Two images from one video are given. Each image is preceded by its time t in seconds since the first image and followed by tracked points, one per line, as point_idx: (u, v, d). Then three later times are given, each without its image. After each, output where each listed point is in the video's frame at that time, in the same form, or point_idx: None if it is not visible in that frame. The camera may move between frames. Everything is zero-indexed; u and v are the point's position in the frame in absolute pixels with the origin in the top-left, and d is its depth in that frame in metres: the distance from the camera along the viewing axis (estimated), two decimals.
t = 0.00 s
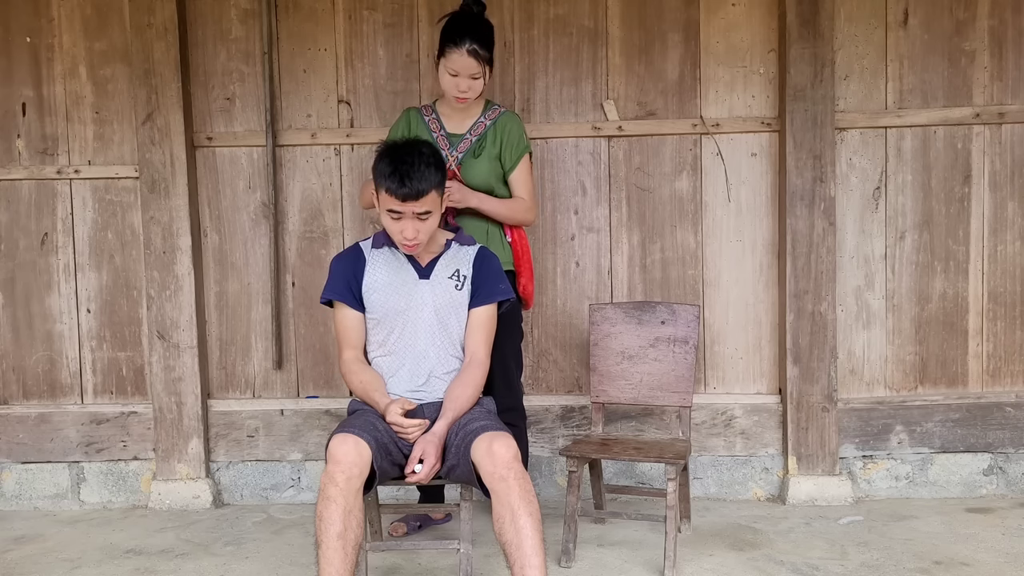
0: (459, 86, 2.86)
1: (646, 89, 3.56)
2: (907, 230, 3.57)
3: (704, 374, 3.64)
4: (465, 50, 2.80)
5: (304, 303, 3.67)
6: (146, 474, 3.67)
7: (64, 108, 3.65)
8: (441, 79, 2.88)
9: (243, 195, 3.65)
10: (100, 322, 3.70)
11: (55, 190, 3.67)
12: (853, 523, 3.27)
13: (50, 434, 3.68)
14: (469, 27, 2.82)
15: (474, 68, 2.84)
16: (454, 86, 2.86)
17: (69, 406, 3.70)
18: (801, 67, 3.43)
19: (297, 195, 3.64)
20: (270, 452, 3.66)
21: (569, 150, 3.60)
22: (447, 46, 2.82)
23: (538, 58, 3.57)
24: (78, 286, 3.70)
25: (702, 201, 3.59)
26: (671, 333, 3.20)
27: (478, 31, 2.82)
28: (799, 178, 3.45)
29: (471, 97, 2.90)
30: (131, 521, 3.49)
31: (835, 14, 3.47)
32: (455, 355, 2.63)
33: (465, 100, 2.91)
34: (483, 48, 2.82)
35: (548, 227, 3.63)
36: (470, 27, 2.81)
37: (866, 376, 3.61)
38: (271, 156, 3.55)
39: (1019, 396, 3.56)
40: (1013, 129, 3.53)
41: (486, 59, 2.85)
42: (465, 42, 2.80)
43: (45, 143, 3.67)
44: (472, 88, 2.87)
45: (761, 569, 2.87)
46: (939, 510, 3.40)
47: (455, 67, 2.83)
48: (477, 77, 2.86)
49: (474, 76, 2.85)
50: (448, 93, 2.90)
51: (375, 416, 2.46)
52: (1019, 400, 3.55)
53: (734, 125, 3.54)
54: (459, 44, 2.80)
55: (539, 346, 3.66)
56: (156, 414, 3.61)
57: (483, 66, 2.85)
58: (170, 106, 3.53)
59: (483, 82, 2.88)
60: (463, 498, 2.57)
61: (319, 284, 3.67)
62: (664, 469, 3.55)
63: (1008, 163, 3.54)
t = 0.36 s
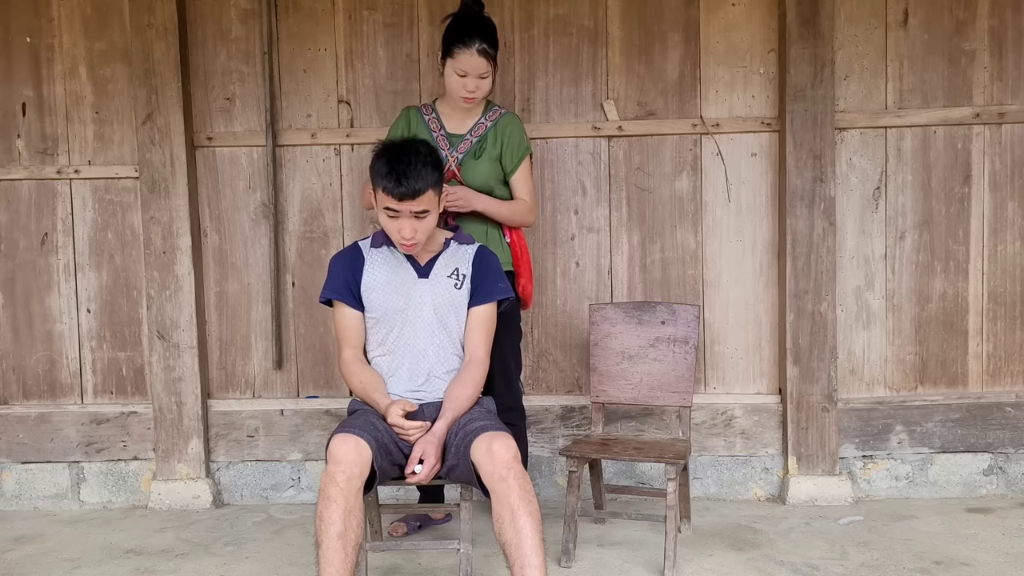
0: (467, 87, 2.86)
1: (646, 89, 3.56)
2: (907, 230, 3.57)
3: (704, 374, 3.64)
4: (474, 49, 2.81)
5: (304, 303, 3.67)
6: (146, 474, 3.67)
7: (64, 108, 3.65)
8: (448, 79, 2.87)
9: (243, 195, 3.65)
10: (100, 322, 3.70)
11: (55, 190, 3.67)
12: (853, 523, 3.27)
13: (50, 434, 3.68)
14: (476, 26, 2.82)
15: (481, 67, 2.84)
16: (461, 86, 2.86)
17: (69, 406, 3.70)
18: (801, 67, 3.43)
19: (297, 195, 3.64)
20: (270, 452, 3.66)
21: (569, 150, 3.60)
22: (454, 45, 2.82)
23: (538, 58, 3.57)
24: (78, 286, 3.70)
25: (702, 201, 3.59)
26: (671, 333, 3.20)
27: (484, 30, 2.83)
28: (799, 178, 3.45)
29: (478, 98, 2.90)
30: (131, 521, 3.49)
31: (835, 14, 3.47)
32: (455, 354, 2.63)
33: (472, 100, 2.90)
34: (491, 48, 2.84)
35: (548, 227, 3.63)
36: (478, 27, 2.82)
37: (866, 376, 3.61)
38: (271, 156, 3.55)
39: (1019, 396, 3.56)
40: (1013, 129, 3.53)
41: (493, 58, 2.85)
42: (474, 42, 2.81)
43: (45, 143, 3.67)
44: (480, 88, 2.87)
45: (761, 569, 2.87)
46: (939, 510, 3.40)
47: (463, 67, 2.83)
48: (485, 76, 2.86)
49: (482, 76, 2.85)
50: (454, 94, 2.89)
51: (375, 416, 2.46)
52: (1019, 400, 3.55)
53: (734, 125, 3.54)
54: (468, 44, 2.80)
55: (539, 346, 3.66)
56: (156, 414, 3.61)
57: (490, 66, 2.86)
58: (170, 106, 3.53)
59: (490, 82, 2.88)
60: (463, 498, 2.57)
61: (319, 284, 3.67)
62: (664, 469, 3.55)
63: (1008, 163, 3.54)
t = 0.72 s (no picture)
0: (464, 84, 2.86)
1: (646, 89, 3.56)
2: (907, 230, 3.57)
3: (704, 374, 3.64)
4: (472, 47, 2.81)
5: (304, 303, 3.67)
6: (146, 474, 3.67)
7: (65, 108, 3.65)
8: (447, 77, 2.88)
9: (243, 195, 3.65)
10: (100, 322, 3.70)
11: (55, 190, 3.67)
12: (853, 523, 3.27)
13: (50, 434, 3.68)
14: (478, 25, 2.82)
15: (481, 66, 2.83)
16: (459, 83, 2.86)
17: (69, 406, 3.70)
18: (801, 67, 3.43)
19: (297, 195, 3.64)
20: (270, 452, 3.66)
21: (569, 150, 3.60)
22: (454, 43, 2.82)
23: (538, 58, 3.57)
24: (78, 286, 3.70)
25: (702, 201, 3.59)
26: (671, 333, 3.20)
27: (485, 28, 2.82)
28: (799, 178, 3.45)
29: (476, 96, 2.89)
30: (131, 521, 3.49)
31: (835, 14, 3.47)
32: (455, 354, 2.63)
33: (469, 98, 2.90)
34: (490, 47, 2.83)
35: (548, 227, 3.63)
36: (478, 25, 2.82)
37: (866, 376, 3.61)
38: (271, 156, 3.55)
39: (1019, 396, 3.56)
40: (1013, 129, 3.53)
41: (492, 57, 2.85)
42: (473, 39, 2.80)
43: (45, 143, 3.67)
44: (477, 87, 2.87)
45: (761, 569, 2.87)
46: (939, 510, 3.40)
47: (462, 65, 2.83)
48: (483, 75, 2.85)
49: (480, 74, 2.84)
50: (452, 91, 2.89)
51: (375, 416, 2.46)
52: (1019, 400, 3.55)
53: (734, 125, 3.54)
54: (467, 41, 2.80)
55: (539, 346, 3.66)
56: (156, 414, 3.61)
57: (489, 65, 2.85)
58: (170, 106, 3.53)
59: (488, 81, 2.88)
60: (463, 498, 2.57)
61: (318, 284, 3.67)
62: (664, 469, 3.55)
63: (1008, 163, 3.54)
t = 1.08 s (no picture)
0: (497, 94, 2.84)
1: (646, 89, 3.56)
2: (907, 230, 3.57)
3: (704, 374, 3.64)
4: (510, 57, 2.79)
5: (304, 303, 3.67)
6: (146, 474, 3.67)
7: (64, 108, 3.65)
8: (478, 86, 2.85)
9: (243, 195, 3.65)
10: (100, 322, 3.70)
11: (55, 190, 3.67)
12: (853, 523, 3.27)
13: (50, 434, 3.68)
14: (513, 35, 2.80)
15: (515, 75, 2.81)
16: (492, 92, 2.83)
17: (69, 406, 3.70)
18: (801, 67, 3.43)
19: (297, 195, 3.64)
20: (270, 452, 3.66)
21: (569, 150, 3.60)
22: (489, 51, 2.79)
23: (538, 58, 3.57)
24: (78, 286, 3.70)
25: (702, 201, 3.59)
26: (671, 333, 3.20)
27: (515, 35, 2.80)
28: (799, 178, 3.45)
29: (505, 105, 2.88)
30: (131, 520, 3.49)
31: (835, 14, 3.47)
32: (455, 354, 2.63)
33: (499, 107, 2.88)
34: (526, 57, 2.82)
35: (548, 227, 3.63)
36: (514, 35, 2.79)
37: (866, 376, 3.61)
38: (271, 156, 3.55)
39: (1019, 396, 3.56)
40: (1013, 129, 3.53)
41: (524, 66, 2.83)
42: (512, 50, 2.78)
43: (45, 143, 3.67)
44: (509, 97, 2.85)
45: (761, 569, 2.87)
46: (939, 510, 3.40)
47: (496, 75, 2.80)
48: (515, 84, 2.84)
49: (513, 85, 2.83)
50: (483, 99, 2.86)
51: (375, 416, 2.46)
52: (1019, 400, 3.55)
53: (734, 125, 3.54)
54: (506, 51, 2.77)
55: (539, 346, 3.66)
56: (156, 414, 3.61)
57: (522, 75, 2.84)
58: (170, 106, 3.53)
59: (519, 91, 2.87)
60: (463, 498, 2.57)
61: (319, 284, 3.67)
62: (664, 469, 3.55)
63: (1008, 163, 3.54)
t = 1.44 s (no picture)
0: (537, 162, 2.72)
1: (646, 89, 3.56)
2: (907, 230, 3.57)
3: (704, 374, 3.64)
4: (556, 126, 2.68)
5: (304, 304, 3.67)
6: (146, 474, 3.67)
7: (65, 108, 3.65)
8: (519, 152, 2.72)
9: (243, 195, 3.65)
10: (100, 323, 3.70)
11: (55, 190, 3.67)
12: (853, 523, 3.27)
13: (50, 433, 3.68)
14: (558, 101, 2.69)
15: (559, 143, 2.71)
16: (533, 160, 2.71)
17: (69, 406, 3.70)
18: (801, 67, 3.43)
19: (297, 195, 3.64)
20: (270, 452, 3.66)
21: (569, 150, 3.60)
22: (536, 119, 2.67)
23: (538, 58, 3.57)
24: (78, 286, 3.70)
25: (702, 201, 3.59)
26: (671, 333, 3.20)
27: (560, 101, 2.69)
28: (799, 178, 3.45)
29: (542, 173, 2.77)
30: (131, 521, 3.49)
31: (835, 14, 3.47)
32: (455, 355, 2.63)
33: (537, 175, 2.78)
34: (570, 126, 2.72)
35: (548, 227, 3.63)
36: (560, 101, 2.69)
37: (866, 376, 3.61)
38: (271, 156, 3.55)
39: (1019, 396, 3.56)
40: (1013, 129, 3.53)
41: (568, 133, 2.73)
42: (559, 119, 2.68)
43: (45, 143, 3.67)
44: (548, 166, 2.75)
45: (761, 569, 2.87)
46: (939, 510, 3.40)
47: (541, 143, 2.68)
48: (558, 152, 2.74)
49: (554, 153, 2.73)
50: (522, 165, 2.74)
51: (375, 416, 2.46)
52: (1019, 400, 3.55)
53: (734, 125, 3.54)
54: (553, 121, 2.67)
55: (539, 346, 3.66)
56: (156, 414, 3.61)
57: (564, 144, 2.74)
58: (171, 106, 3.53)
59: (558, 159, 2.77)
60: (463, 498, 2.57)
61: (319, 284, 3.67)
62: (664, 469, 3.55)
63: (1008, 163, 3.54)
